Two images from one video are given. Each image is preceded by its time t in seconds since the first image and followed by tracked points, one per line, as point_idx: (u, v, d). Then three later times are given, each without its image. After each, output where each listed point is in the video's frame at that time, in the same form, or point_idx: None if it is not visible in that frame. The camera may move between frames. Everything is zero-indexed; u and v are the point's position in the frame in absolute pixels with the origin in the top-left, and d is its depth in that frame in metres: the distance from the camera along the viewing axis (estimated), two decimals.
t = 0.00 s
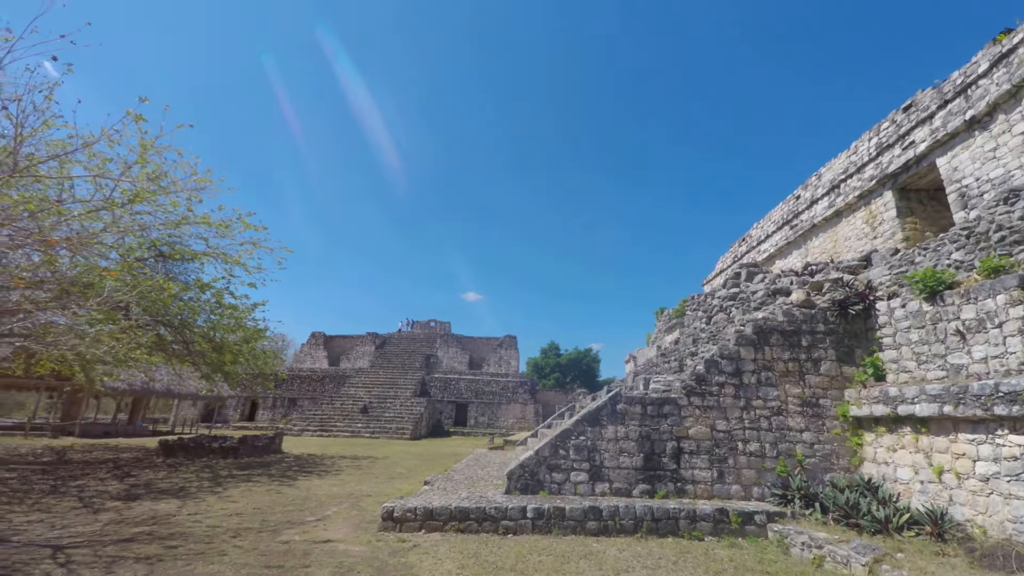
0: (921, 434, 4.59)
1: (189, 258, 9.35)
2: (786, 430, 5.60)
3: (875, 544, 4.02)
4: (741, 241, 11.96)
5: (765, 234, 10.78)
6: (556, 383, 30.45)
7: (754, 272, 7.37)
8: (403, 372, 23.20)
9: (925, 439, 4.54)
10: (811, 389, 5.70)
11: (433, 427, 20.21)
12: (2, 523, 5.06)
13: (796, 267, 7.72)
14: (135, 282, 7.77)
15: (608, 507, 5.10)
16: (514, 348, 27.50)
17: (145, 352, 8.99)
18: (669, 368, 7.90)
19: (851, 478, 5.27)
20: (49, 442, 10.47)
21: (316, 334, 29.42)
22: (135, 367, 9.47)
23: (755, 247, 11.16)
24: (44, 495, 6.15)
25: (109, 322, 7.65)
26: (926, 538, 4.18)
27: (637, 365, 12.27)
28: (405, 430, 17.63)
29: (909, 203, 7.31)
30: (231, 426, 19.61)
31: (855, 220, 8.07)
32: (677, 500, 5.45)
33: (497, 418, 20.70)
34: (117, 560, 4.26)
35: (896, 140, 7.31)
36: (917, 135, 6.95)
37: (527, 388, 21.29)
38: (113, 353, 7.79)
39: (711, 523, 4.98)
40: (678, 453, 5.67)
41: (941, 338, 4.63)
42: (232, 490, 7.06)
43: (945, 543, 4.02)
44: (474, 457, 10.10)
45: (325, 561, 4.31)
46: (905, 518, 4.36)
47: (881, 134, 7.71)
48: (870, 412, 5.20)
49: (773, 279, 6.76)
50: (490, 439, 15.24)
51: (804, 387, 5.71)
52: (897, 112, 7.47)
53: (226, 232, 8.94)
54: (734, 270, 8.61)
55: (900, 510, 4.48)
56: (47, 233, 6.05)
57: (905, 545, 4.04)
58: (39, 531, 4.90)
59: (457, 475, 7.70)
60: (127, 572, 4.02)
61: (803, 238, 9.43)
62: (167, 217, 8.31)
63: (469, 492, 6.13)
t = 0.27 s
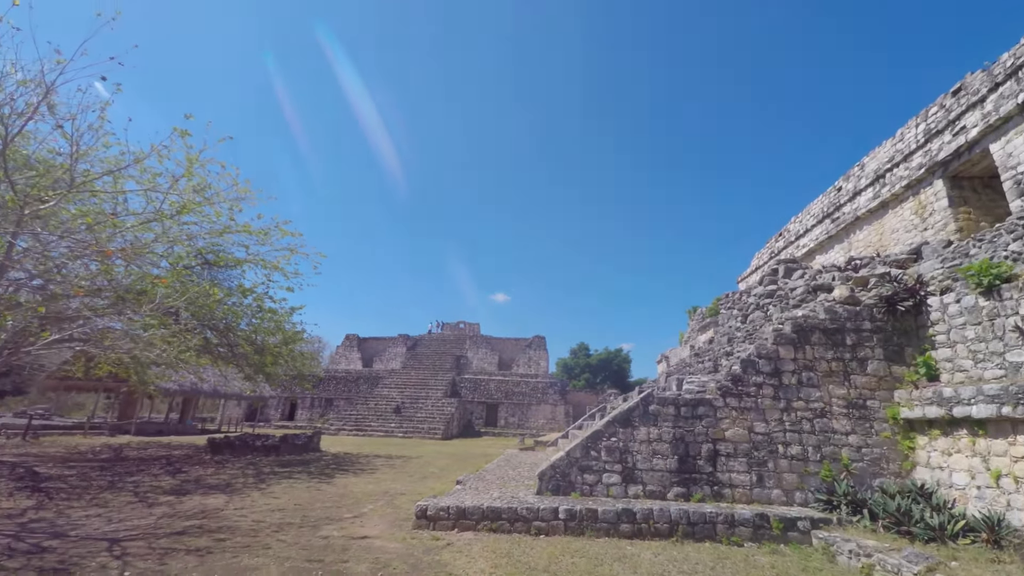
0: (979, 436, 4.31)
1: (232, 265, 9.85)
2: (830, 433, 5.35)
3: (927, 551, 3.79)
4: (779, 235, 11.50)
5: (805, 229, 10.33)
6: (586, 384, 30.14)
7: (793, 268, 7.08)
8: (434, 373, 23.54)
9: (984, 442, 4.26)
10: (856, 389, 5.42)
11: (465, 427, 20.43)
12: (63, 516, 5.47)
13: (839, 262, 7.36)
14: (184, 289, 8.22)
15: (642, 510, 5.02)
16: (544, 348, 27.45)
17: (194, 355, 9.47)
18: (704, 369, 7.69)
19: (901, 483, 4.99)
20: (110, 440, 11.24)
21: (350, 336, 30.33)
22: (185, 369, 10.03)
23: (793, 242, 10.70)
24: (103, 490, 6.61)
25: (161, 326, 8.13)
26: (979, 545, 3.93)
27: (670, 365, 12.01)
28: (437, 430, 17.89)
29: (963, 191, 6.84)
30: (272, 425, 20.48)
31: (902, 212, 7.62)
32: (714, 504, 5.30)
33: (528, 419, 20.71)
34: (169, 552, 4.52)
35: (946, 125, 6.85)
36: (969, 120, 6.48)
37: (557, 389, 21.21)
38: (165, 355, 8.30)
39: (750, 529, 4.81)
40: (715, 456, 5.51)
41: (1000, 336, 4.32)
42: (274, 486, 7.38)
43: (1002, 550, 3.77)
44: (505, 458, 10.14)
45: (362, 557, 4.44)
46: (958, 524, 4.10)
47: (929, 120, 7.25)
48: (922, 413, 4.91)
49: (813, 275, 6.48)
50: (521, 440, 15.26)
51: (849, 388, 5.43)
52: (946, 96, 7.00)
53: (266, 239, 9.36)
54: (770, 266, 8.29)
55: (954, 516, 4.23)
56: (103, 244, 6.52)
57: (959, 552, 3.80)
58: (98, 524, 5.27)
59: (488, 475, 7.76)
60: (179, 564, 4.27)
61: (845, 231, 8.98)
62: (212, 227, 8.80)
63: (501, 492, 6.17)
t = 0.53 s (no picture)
0: None
1: (271, 270, 10.29)
2: (879, 436, 5.08)
3: (985, 560, 3.55)
4: (819, 229, 10.98)
5: (848, 221, 9.82)
6: (618, 384, 29.71)
7: (835, 263, 6.76)
8: (465, 373, 23.76)
9: None
10: (908, 390, 5.12)
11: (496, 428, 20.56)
12: (121, 511, 5.85)
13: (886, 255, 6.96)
14: (228, 294, 8.64)
15: (678, 513, 4.91)
16: (574, 349, 27.27)
17: (238, 358, 9.94)
18: (740, 369, 7.45)
19: (959, 489, 4.68)
20: (163, 438, 11.95)
21: (382, 338, 31.07)
22: (230, 370, 10.55)
23: (836, 236, 10.19)
24: (157, 485, 7.03)
25: (208, 330, 8.58)
26: None
27: (705, 365, 11.69)
28: (468, 430, 18.09)
29: None
30: (310, 424, 21.23)
31: (955, 201, 7.13)
32: (754, 509, 5.11)
33: (559, 420, 20.65)
34: (217, 545, 4.77)
35: (999, 109, 6.36)
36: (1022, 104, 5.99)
37: (587, 389, 21.03)
38: (212, 357, 8.76)
39: (793, 535, 4.62)
40: (754, 459, 5.32)
41: None
42: (314, 483, 7.65)
43: None
44: (537, 458, 10.13)
45: (399, 554, 4.54)
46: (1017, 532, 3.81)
47: (981, 104, 6.76)
48: (980, 415, 4.59)
49: (857, 271, 6.17)
50: (552, 440, 15.21)
51: (899, 389, 5.14)
52: (998, 78, 6.50)
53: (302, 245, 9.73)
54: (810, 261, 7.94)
55: (1015, 523, 3.94)
56: (154, 253, 6.96)
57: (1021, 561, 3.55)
58: (152, 518, 5.60)
59: (520, 475, 7.77)
60: (227, 556, 4.49)
61: (892, 223, 8.47)
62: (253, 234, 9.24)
63: (533, 492, 6.17)
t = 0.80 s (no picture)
0: None
1: (308, 275, 10.71)
2: (933, 439, 4.79)
3: None
4: (864, 221, 10.42)
5: (895, 212, 9.28)
6: (650, 385, 29.13)
7: (882, 257, 6.40)
8: (495, 374, 23.87)
9: None
10: (965, 390, 4.80)
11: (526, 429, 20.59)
12: (174, 505, 6.22)
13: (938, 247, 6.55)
14: (269, 299, 9.03)
15: (716, 518, 4.77)
16: (604, 349, 26.95)
17: (279, 360, 10.37)
18: (780, 369, 7.17)
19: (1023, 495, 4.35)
20: (211, 436, 12.60)
21: (414, 340, 31.66)
22: (272, 371, 11.01)
23: (882, 228, 9.65)
24: (207, 482, 7.42)
25: (251, 333, 9.00)
26: None
27: (742, 365, 11.31)
28: (499, 431, 18.20)
29: None
30: (346, 424, 21.88)
31: (1013, 189, 6.62)
32: (798, 514, 4.91)
33: (590, 421, 20.48)
34: (264, 539, 5.00)
35: None
36: None
37: (619, 390, 20.74)
38: (255, 359, 9.18)
39: (842, 543, 4.41)
40: (797, 463, 5.11)
41: None
42: (351, 481, 7.89)
43: None
44: (569, 460, 10.07)
45: (434, 552, 4.62)
46: None
47: None
48: None
49: (907, 264, 5.83)
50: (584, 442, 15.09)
51: (956, 389, 4.83)
52: None
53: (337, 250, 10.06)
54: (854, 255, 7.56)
55: None
56: (202, 262, 7.39)
57: None
58: (203, 513, 5.92)
59: (552, 476, 7.75)
60: (273, 550, 4.69)
61: (944, 213, 7.94)
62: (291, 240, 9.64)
63: (566, 494, 6.14)
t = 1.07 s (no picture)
0: None
1: (343, 279, 11.08)
2: (996, 442, 4.49)
3: None
4: (914, 212, 9.81)
5: (948, 201, 8.69)
6: (685, 386, 28.38)
7: (935, 249, 6.02)
8: (526, 375, 23.86)
9: None
10: None
11: (558, 430, 20.52)
12: (225, 501, 6.56)
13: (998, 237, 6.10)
14: (307, 303, 9.40)
15: (759, 523, 4.60)
16: (636, 350, 26.49)
17: (317, 361, 10.77)
18: (825, 369, 6.84)
19: None
20: (256, 435, 13.21)
21: (445, 342, 32.11)
22: (311, 373, 11.43)
23: (934, 218, 9.05)
24: (253, 478, 7.79)
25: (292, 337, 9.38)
26: None
27: (783, 365, 10.87)
28: (531, 432, 18.23)
29: None
30: (382, 424, 22.45)
31: None
32: (848, 522, 4.67)
33: (623, 422, 20.20)
34: (308, 534, 5.20)
35: None
36: None
37: (652, 391, 20.34)
38: (296, 361, 9.57)
39: (895, 551, 4.19)
40: (845, 468, 4.87)
41: None
42: (388, 480, 8.09)
43: None
44: (602, 461, 9.97)
45: (470, 551, 4.67)
46: None
47: None
48: None
49: (963, 257, 5.47)
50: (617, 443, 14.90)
51: (1020, 389, 4.51)
52: None
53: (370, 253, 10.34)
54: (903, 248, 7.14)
55: None
56: (246, 270, 7.80)
57: None
58: (251, 508, 6.23)
59: (586, 478, 7.69)
60: (316, 546, 4.87)
61: (1003, 201, 7.39)
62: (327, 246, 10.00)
63: (600, 496, 6.08)
